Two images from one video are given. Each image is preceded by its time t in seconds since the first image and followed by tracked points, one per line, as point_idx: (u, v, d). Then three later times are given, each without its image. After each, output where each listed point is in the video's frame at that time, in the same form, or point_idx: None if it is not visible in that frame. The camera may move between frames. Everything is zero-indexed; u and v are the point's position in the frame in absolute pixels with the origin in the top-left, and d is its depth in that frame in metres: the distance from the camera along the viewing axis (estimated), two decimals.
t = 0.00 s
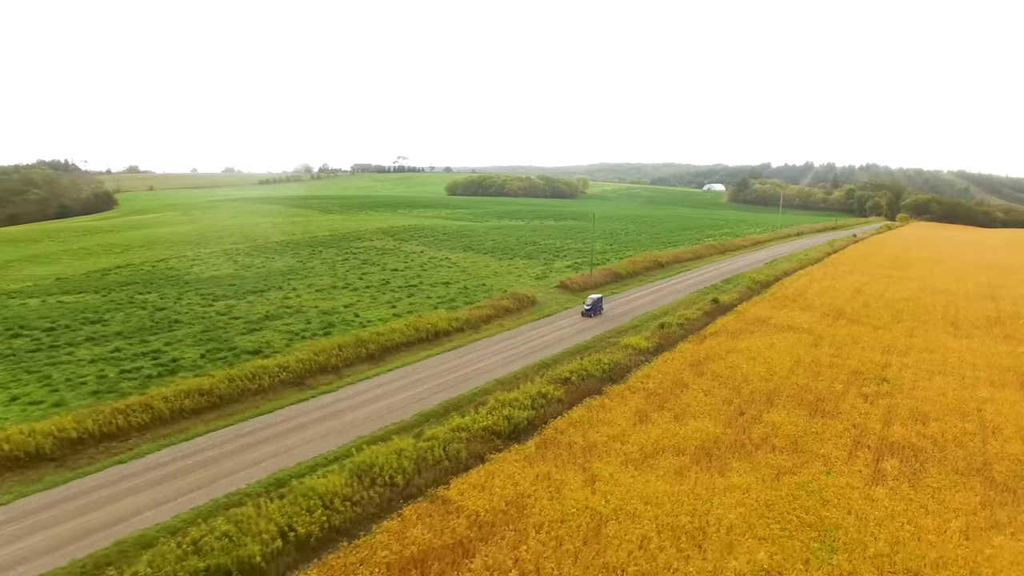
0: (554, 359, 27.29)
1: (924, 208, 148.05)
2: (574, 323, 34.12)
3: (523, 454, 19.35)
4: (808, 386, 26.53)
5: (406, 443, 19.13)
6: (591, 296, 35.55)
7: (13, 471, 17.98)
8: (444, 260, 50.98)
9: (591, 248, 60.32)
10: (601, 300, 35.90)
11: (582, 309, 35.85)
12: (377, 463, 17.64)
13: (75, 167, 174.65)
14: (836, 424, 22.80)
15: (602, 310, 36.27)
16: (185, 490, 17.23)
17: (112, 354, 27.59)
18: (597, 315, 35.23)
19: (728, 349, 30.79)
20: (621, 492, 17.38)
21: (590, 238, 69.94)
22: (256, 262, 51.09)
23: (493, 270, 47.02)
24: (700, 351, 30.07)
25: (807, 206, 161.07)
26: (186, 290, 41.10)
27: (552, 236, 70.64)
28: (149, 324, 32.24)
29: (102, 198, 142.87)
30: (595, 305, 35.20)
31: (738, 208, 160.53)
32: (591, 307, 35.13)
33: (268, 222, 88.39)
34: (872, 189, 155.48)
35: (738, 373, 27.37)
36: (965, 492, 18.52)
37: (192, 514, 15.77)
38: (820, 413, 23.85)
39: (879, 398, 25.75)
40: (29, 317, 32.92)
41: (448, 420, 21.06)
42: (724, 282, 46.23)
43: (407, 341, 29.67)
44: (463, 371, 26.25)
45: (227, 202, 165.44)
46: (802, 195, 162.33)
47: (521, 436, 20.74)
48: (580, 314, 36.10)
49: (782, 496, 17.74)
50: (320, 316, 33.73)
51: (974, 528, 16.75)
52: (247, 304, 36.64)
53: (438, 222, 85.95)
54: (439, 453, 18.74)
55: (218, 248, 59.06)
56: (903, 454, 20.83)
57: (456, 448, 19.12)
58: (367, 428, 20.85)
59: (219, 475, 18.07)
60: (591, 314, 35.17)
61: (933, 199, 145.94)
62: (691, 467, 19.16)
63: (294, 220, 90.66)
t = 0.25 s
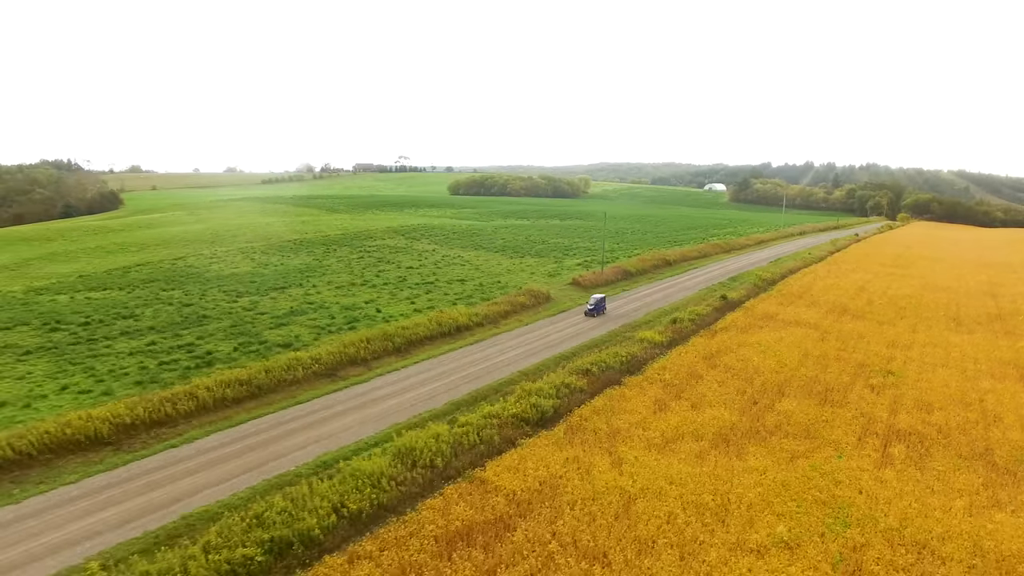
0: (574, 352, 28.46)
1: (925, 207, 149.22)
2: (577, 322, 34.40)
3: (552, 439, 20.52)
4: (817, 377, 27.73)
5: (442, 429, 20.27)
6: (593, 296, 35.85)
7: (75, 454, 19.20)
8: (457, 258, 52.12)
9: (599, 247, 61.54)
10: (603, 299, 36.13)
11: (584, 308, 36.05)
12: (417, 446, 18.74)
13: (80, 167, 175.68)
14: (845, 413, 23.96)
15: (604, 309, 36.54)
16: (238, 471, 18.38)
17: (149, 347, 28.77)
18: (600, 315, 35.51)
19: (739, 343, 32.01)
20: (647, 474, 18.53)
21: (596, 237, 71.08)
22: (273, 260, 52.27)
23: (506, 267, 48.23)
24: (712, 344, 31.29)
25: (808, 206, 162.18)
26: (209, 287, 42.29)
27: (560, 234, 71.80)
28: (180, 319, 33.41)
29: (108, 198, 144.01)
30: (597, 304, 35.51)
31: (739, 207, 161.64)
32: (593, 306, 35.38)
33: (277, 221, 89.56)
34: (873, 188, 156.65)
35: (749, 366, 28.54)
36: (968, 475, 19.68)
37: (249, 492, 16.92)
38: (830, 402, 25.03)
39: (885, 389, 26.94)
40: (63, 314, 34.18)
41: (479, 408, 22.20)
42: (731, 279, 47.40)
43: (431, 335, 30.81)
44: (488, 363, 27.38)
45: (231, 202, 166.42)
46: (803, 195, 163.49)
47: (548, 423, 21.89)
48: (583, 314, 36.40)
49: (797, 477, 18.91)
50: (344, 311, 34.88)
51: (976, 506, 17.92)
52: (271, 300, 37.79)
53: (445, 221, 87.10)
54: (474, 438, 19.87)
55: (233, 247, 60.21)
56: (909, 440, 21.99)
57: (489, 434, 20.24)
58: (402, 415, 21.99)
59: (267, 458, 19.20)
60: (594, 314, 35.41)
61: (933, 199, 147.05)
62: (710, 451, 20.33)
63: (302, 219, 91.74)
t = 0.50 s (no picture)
0: (595, 345, 29.81)
1: (926, 207, 150.41)
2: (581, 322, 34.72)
3: (581, 424, 21.86)
4: (827, 368, 29.08)
5: (478, 414, 21.61)
6: (597, 296, 36.18)
7: (136, 436, 20.59)
8: (471, 256, 53.46)
9: (608, 245, 62.90)
10: (607, 300, 36.38)
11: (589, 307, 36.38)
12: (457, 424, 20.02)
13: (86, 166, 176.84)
14: (854, 401, 25.32)
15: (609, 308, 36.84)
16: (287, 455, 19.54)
17: (188, 339, 30.14)
18: (605, 315, 35.86)
19: (750, 336, 33.36)
20: (673, 454, 19.92)
21: (604, 235, 72.41)
22: (291, 257, 53.61)
23: (520, 265, 49.59)
24: (725, 338, 32.66)
25: (809, 205, 163.48)
26: (234, 283, 43.65)
27: (568, 233, 73.09)
28: (212, 314, 34.76)
29: (115, 198, 145.29)
30: (602, 304, 35.88)
31: (741, 207, 162.93)
32: (597, 306, 35.75)
33: (288, 219, 90.86)
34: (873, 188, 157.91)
35: (761, 358, 29.90)
36: (971, 457, 21.02)
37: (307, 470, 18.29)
38: (840, 391, 26.37)
39: (891, 380, 28.29)
40: (100, 310, 35.61)
41: (510, 395, 23.54)
42: (739, 277, 48.78)
43: (456, 328, 32.14)
44: (513, 355, 28.72)
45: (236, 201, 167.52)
46: (804, 195, 164.79)
47: (575, 409, 23.24)
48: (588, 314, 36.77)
49: (812, 458, 20.28)
50: (369, 306, 36.21)
51: (979, 484, 19.25)
52: (296, 295, 39.15)
53: (454, 220, 88.41)
54: (508, 422, 21.20)
55: (249, 245, 61.51)
56: (915, 426, 23.35)
57: (522, 419, 21.58)
58: (438, 402, 23.33)
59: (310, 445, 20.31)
60: (598, 314, 35.75)
61: (934, 199, 148.35)
62: (729, 435, 21.68)
63: (311, 218, 93.07)
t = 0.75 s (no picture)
0: (611, 339, 31.01)
1: (926, 207, 151.48)
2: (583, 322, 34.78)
3: (603, 412, 23.03)
4: (834, 361, 30.25)
5: (506, 403, 22.77)
6: (600, 296, 36.26)
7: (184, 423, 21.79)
8: (483, 254, 54.65)
9: (615, 244, 64.14)
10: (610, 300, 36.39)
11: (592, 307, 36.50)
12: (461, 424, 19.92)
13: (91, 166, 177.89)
14: (861, 392, 26.50)
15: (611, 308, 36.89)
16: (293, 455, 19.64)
17: (219, 333, 31.34)
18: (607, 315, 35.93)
19: (759, 331, 34.56)
20: (692, 440, 21.02)
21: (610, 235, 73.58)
22: (307, 256, 54.81)
23: (532, 263, 50.80)
24: (735, 333, 33.86)
25: (811, 206, 164.55)
26: (254, 280, 44.86)
27: (575, 233, 74.28)
28: (238, 309, 35.96)
29: (122, 198, 146.37)
30: (604, 304, 35.90)
31: (743, 207, 164.04)
32: (600, 307, 35.79)
33: (297, 219, 92.01)
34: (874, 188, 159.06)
35: (771, 351, 31.10)
36: (973, 443, 22.18)
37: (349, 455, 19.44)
38: (847, 383, 27.53)
39: (896, 372, 29.45)
40: (129, 306, 36.88)
41: (534, 386, 24.71)
42: (746, 275, 49.99)
43: (476, 323, 33.32)
44: (533, 349, 29.89)
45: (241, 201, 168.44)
46: (805, 195, 165.89)
47: (596, 399, 24.41)
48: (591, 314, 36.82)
49: (823, 444, 21.47)
50: (390, 302, 37.40)
51: (981, 468, 20.42)
52: (317, 292, 40.33)
53: (461, 220, 89.56)
54: (535, 410, 22.39)
55: (263, 244, 62.70)
56: (920, 415, 24.52)
57: (548, 407, 22.74)
58: (465, 392, 24.50)
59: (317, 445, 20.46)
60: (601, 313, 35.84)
61: (935, 199, 149.41)
62: (744, 423, 22.85)
63: (319, 218, 94.23)
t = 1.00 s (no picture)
0: (628, 333, 32.35)
1: (927, 207, 152.77)
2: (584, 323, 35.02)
3: (625, 400, 24.37)
4: (841, 354, 31.59)
5: (535, 391, 24.07)
6: (603, 296, 36.53)
7: (232, 409, 23.12)
8: (495, 253, 55.99)
9: (623, 243, 65.43)
10: (613, 300, 36.65)
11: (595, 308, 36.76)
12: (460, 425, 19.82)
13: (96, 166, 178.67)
14: (868, 382, 27.82)
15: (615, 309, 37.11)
16: (292, 455, 19.70)
17: (252, 326, 32.61)
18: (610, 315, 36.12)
19: (769, 326, 35.91)
20: (703, 432, 21.72)
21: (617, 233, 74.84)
22: (323, 253, 56.08)
23: (544, 261, 52.13)
24: (745, 327, 35.20)
25: (812, 205, 165.80)
26: (276, 277, 46.14)
27: (582, 231, 75.55)
28: (266, 305, 37.26)
29: (128, 198, 147.24)
30: (607, 304, 36.07)
31: (745, 207, 165.27)
32: (603, 307, 36.03)
33: (306, 218, 93.18)
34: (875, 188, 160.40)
35: (781, 345, 32.41)
36: (976, 428, 23.52)
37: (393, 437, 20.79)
38: (854, 374, 28.87)
39: (901, 364, 30.78)
40: (161, 302, 38.23)
41: (559, 376, 26.03)
42: (753, 272, 51.33)
43: (497, 318, 34.67)
44: (554, 342, 31.23)
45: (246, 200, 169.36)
46: (807, 195, 167.16)
47: (618, 388, 25.73)
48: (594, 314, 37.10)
49: (834, 429, 22.80)
50: (411, 298, 38.73)
51: (983, 451, 21.75)
52: (339, 288, 41.63)
53: (469, 219, 90.77)
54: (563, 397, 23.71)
55: (278, 242, 63.95)
56: (925, 403, 25.86)
57: (574, 395, 24.06)
58: (494, 382, 25.83)
59: (316, 445, 20.50)
60: (604, 314, 36.09)
61: (936, 199, 150.73)
62: (758, 411, 24.17)
63: (328, 217, 95.43)
